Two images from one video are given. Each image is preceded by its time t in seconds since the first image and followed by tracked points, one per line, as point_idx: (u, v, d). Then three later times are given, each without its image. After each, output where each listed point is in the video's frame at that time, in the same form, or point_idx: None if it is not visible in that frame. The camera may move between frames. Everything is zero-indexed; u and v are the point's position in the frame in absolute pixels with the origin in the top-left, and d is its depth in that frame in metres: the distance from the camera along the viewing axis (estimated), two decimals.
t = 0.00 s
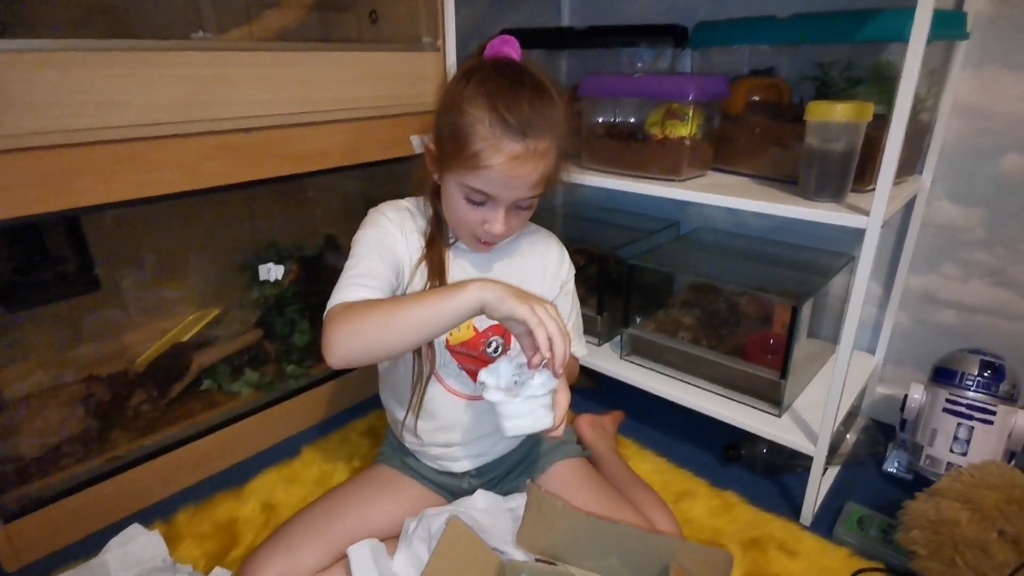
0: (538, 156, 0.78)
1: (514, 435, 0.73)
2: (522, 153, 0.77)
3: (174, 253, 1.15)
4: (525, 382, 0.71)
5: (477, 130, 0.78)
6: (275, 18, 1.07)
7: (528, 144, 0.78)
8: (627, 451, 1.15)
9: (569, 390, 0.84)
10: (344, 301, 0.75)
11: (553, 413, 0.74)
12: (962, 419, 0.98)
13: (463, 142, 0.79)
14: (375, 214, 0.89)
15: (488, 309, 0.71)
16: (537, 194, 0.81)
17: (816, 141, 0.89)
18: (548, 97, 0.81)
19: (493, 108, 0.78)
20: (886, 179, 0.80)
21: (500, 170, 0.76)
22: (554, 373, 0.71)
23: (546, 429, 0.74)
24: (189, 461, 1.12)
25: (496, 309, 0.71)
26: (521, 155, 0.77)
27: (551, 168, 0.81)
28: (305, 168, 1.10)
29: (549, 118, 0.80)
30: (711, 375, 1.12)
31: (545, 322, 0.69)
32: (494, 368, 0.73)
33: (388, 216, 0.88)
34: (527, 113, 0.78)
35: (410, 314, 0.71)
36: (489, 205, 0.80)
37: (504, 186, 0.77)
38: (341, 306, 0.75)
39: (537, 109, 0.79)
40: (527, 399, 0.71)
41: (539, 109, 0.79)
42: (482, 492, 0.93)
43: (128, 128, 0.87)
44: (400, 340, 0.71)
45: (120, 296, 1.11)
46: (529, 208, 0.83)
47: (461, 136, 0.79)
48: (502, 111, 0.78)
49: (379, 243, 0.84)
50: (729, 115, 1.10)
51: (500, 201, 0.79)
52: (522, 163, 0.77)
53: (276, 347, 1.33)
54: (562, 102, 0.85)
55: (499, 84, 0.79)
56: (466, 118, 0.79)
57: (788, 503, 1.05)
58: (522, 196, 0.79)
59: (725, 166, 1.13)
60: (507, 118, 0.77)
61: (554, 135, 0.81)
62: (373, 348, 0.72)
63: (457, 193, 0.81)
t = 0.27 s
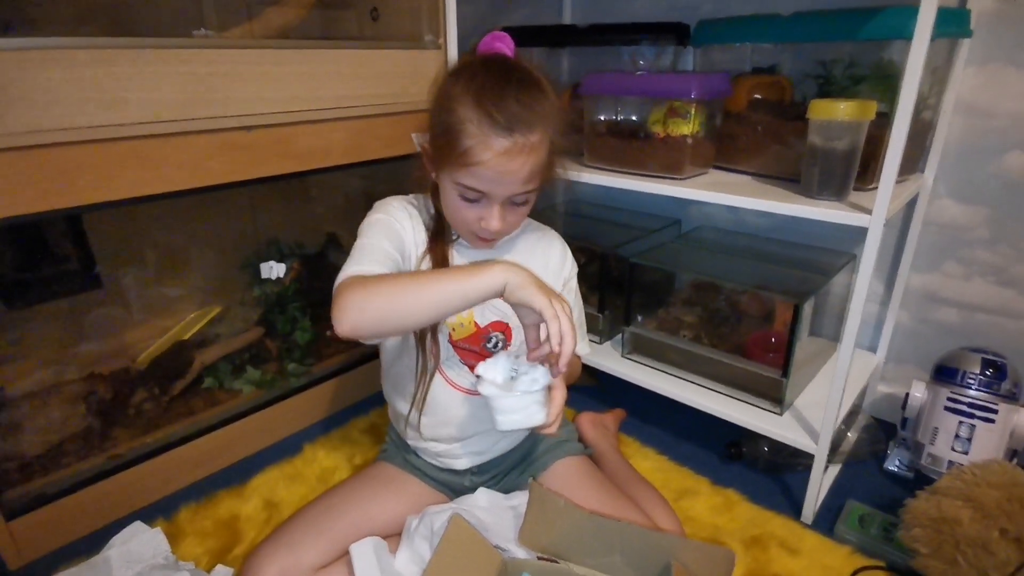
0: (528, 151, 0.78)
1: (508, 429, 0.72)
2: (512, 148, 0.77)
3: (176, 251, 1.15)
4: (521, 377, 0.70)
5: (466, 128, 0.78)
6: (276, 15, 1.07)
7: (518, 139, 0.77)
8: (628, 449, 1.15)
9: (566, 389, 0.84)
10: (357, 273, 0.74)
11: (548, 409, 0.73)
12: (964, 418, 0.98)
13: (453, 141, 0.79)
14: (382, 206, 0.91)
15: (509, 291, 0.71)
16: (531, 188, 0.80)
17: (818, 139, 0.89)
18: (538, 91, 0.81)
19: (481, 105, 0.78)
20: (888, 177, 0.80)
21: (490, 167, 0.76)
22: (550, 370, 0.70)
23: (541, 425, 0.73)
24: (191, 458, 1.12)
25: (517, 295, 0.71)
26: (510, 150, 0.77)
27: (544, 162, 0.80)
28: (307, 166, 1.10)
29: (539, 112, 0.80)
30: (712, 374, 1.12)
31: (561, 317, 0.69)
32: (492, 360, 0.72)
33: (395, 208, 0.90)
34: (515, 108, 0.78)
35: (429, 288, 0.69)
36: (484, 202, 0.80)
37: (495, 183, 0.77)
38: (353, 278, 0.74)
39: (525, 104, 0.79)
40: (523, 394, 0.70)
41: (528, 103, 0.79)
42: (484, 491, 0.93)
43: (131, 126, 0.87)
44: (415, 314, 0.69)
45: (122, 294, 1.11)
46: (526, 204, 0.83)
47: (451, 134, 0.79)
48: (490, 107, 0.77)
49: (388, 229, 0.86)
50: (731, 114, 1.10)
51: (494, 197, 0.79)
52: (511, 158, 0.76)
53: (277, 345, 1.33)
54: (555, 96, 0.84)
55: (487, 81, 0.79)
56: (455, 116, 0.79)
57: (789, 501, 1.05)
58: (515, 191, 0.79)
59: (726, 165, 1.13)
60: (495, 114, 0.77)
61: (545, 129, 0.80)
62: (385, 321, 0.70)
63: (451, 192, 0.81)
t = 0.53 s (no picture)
0: (521, 143, 0.78)
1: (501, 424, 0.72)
2: (505, 141, 0.77)
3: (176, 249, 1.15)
4: (517, 373, 0.70)
5: (458, 123, 0.78)
6: (276, 13, 1.06)
7: (511, 132, 0.77)
8: (628, 448, 1.15)
9: (563, 387, 0.84)
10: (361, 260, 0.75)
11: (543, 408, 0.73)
12: (963, 416, 0.98)
13: (447, 137, 0.79)
14: (385, 200, 0.92)
15: (513, 281, 0.70)
16: (527, 181, 0.80)
17: (819, 137, 0.89)
18: (530, 84, 0.81)
19: (472, 100, 0.78)
20: (888, 176, 0.80)
21: (484, 162, 0.76)
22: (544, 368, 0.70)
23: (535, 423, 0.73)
24: (191, 457, 1.12)
25: (522, 285, 0.70)
26: (503, 143, 0.77)
27: (537, 154, 0.80)
28: (307, 164, 1.10)
29: (530, 104, 0.80)
30: (712, 372, 1.13)
31: (562, 311, 0.68)
32: (490, 355, 0.71)
33: (398, 203, 0.91)
34: (507, 101, 0.78)
35: (436, 277, 0.69)
36: (479, 198, 0.80)
37: (491, 177, 0.77)
38: (358, 264, 0.74)
39: (517, 96, 0.79)
40: (518, 390, 0.70)
41: (519, 96, 0.79)
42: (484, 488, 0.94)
43: (130, 124, 0.87)
44: (419, 302, 0.69)
45: (122, 292, 1.11)
46: (522, 197, 0.83)
47: (444, 131, 0.79)
48: (482, 102, 0.77)
49: (390, 222, 0.87)
50: (731, 112, 1.10)
51: (489, 191, 0.79)
52: (503, 151, 0.76)
53: (277, 343, 1.33)
54: (548, 89, 0.84)
55: (477, 76, 0.79)
56: (447, 113, 0.79)
57: (789, 500, 1.05)
58: (510, 185, 0.79)
59: (726, 163, 1.12)
60: (485, 108, 0.77)
61: (538, 121, 0.80)
62: (389, 309, 0.69)
63: (447, 188, 0.81)
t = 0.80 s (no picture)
0: (512, 139, 0.78)
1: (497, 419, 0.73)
2: (495, 138, 0.77)
3: (176, 248, 1.15)
4: (515, 369, 0.70)
5: (448, 123, 0.78)
6: (275, 12, 1.07)
7: (501, 128, 0.78)
8: (628, 446, 1.16)
9: (559, 386, 0.85)
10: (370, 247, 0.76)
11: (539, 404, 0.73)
12: (962, 414, 0.99)
13: (438, 137, 0.79)
14: (391, 194, 0.93)
15: (525, 274, 0.71)
16: (521, 177, 0.80)
17: (818, 137, 0.89)
18: (519, 81, 0.81)
19: (461, 99, 0.78)
20: (886, 175, 0.81)
21: (476, 160, 0.77)
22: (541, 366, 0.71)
23: (531, 418, 0.73)
24: (191, 456, 1.13)
25: (532, 278, 0.70)
26: (493, 140, 0.77)
27: (530, 150, 0.81)
28: (307, 163, 1.10)
29: (520, 100, 0.80)
30: (711, 370, 1.13)
31: (569, 304, 0.68)
32: (489, 349, 0.72)
33: (404, 197, 0.92)
34: (496, 99, 0.78)
35: (451, 267, 0.70)
36: (474, 196, 0.80)
37: (484, 174, 0.78)
38: (368, 251, 0.75)
39: (505, 93, 0.79)
40: (514, 386, 0.70)
41: (507, 93, 0.79)
42: (484, 487, 0.94)
43: (130, 123, 0.87)
44: (431, 288, 0.69)
45: (122, 291, 1.11)
46: (518, 194, 0.83)
47: (435, 131, 0.79)
48: (471, 101, 0.78)
49: (397, 212, 0.88)
50: (730, 111, 1.10)
51: (483, 189, 0.79)
52: (494, 148, 0.77)
53: (277, 342, 1.33)
54: (540, 85, 0.84)
55: (465, 76, 0.79)
56: (436, 114, 0.80)
57: (788, 498, 1.05)
58: (504, 181, 0.79)
59: (725, 163, 1.13)
60: (475, 106, 0.78)
61: (529, 116, 0.80)
62: (403, 295, 0.70)
63: (442, 188, 0.82)
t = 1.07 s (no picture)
0: (496, 132, 0.78)
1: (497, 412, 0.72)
2: (478, 133, 0.77)
3: (176, 248, 1.15)
4: (519, 363, 0.71)
5: (432, 124, 0.79)
6: (275, 12, 1.07)
7: (484, 123, 0.77)
8: (628, 445, 1.16)
9: (560, 385, 0.85)
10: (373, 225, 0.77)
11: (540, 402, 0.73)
12: (961, 413, 0.99)
13: (424, 138, 0.80)
14: (401, 187, 0.95)
15: (526, 269, 0.71)
16: (511, 170, 0.80)
17: (818, 136, 0.89)
18: (501, 75, 0.81)
19: (442, 98, 0.78)
20: (886, 175, 0.81)
21: (462, 157, 0.77)
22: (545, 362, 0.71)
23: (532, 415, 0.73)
24: (191, 455, 1.13)
25: (534, 272, 0.70)
26: (477, 135, 0.77)
27: (516, 141, 0.80)
28: (307, 163, 1.10)
29: (503, 94, 0.80)
30: (711, 369, 1.13)
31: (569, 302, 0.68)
32: (494, 343, 0.73)
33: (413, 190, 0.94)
34: (476, 94, 0.78)
35: (451, 250, 0.69)
36: (466, 194, 0.80)
37: (472, 171, 0.78)
38: (370, 228, 0.76)
39: (486, 88, 0.79)
40: (517, 380, 0.71)
41: (488, 87, 0.79)
42: (484, 486, 0.94)
43: (130, 122, 0.87)
44: (430, 265, 0.69)
45: (122, 291, 1.11)
46: (512, 188, 0.83)
47: (421, 133, 0.80)
48: (451, 99, 0.78)
49: (404, 200, 0.90)
50: (730, 110, 1.10)
51: (473, 185, 0.79)
52: (477, 143, 0.77)
53: (278, 342, 1.33)
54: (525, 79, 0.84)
55: (446, 75, 0.80)
56: (421, 116, 0.80)
57: (788, 497, 1.05)
58: (493, 176, 0.79)
59: (725, 162, 1.13)
60: (455, 104, 0.78)
61: (513, 109, 0.80)
62: (403, 269, 0.70)
63: (435, 189, 0.82)
